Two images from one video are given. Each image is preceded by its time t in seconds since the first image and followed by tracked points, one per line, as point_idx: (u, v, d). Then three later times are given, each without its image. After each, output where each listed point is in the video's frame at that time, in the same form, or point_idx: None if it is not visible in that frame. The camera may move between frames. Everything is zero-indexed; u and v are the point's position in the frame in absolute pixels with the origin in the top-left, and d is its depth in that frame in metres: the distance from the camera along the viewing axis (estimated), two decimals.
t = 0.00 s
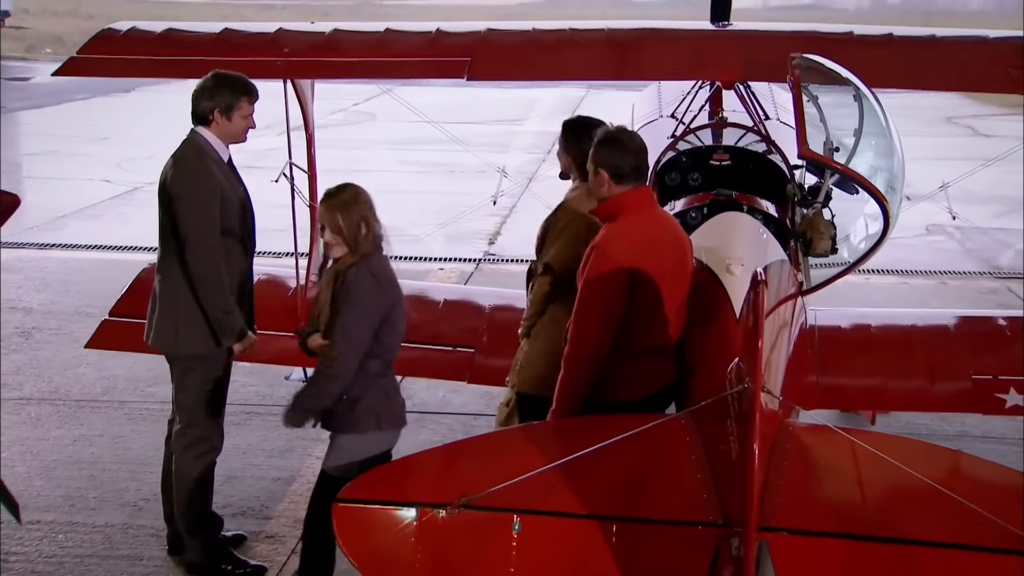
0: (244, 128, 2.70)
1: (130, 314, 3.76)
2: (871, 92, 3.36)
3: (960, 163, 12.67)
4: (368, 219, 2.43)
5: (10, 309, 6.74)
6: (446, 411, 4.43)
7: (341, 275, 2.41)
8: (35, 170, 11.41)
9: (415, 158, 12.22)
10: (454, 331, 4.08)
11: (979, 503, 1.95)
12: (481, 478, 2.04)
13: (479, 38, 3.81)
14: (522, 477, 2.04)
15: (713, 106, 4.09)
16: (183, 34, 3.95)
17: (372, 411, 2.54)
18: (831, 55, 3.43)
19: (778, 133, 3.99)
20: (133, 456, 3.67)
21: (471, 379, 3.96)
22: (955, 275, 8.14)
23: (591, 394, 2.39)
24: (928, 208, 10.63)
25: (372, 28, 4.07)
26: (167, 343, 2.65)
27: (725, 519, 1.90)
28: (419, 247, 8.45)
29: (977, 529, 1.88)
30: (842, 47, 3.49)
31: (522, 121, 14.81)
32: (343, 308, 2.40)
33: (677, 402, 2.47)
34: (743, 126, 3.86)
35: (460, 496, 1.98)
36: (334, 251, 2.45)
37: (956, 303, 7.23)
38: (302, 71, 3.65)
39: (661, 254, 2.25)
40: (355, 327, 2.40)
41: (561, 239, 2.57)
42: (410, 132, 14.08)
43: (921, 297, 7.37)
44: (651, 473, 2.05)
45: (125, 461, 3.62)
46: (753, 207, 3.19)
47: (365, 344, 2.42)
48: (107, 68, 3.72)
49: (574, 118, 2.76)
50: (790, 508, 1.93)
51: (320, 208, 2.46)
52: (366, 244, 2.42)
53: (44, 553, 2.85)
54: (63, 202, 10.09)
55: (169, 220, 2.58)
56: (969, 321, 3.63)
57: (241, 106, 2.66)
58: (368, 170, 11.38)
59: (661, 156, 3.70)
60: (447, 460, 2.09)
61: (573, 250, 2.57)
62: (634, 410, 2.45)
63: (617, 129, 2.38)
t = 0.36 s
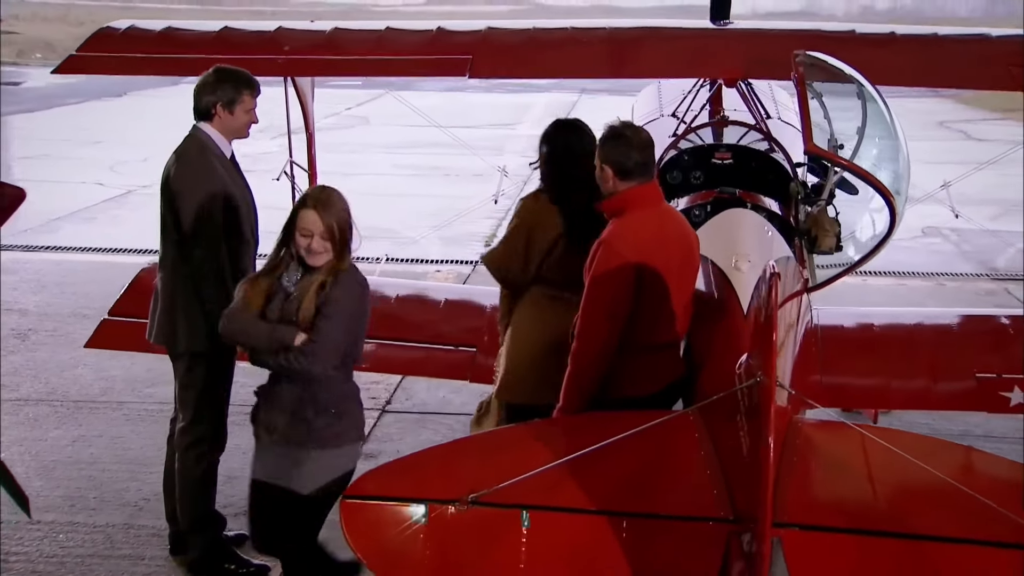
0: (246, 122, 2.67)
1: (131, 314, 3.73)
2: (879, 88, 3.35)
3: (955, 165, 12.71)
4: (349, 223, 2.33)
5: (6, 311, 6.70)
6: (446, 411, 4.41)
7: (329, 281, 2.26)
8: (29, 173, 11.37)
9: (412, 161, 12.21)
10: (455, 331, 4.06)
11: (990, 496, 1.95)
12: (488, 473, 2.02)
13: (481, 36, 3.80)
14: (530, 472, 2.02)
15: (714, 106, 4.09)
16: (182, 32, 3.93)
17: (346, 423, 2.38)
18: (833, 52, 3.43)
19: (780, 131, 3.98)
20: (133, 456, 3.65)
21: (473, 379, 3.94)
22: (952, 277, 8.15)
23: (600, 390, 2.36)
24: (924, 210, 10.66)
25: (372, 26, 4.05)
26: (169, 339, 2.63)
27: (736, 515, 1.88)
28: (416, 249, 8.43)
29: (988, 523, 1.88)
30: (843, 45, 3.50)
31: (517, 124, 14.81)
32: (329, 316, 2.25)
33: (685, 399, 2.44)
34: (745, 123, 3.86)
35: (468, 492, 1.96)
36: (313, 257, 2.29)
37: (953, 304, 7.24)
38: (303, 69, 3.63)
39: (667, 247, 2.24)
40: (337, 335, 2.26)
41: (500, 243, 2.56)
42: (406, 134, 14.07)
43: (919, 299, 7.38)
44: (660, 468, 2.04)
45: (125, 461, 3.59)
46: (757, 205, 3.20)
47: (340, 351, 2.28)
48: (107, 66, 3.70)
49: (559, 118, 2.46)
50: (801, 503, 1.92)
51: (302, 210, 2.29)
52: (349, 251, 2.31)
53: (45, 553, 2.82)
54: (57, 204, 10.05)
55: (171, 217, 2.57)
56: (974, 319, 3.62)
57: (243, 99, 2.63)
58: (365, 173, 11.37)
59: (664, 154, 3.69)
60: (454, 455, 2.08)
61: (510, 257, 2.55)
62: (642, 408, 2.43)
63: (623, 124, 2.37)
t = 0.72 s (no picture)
0: (252, 117, 2.66)
1: (135, 314, 3.72)
2: (885, 87, 3.35)
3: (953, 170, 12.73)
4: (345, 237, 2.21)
5: (5, 314, 6.68)
6: (451, 412, 4.39)
7: (349, 308, 2.15)
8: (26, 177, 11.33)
9: (411, 166, 12.21)
10: (461, 331, 4.04)
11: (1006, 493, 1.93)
12: (502, 470, 2.01)
13: (486, 36, 3.79)
14: (545, 471, 2.01)
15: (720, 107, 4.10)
16: (187, 32, 3.92)
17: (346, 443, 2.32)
18: (838, 50, 3.43)
19: (786, 130, 3.98)
20: (137, 458, 3.63)
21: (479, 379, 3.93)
22: (953, 280, 8.15)
23: (612, 387, 2.35)
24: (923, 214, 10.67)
25: (376, 26, 4.05)
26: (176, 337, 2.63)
27: (753, 512, 1.87)
28: (416, 253, 8.42)
29: (1005, 521, 1.86)
30: (847, 44, 3.50)
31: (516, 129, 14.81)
32: (355, 342, 2.16)
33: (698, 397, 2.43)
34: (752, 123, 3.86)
35: (481, 490, 1.95)
36: (316, 278, 2.15)
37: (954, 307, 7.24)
38: (308, 69, 3.63)
39: (682, 243, 2.23)
40: (365, 363, 2.18)
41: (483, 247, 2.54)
42: (405, 138, 14.06)
43: (919, 301, 7.38)
44: (675, 465, 2.02)
45: (129, 463, 3.57)
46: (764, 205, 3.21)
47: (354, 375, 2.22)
48: (112, 66, 3.69)
49: (538, 118, 2.50)
50: (817, 502, 1.90)
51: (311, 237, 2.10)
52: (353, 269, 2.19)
53: (51, 554, 2.80)
54: (55, 208, 10.02)
55: (178, 213, 2.56)
56: (979, 321, 3.62)
57: (248, 92, 2.62)
58: (364, 178, 11.36)
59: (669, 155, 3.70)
60: (467, 451, 2.06)
61: (497, 259, 2.54)
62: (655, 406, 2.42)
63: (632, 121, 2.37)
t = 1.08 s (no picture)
0: (257, 109, 2.65)
1: (140, 313, 3.70)
2: (896, 86, 3.33)
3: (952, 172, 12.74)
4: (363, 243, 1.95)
5: (6, 315, 6.65)
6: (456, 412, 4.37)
7: (373, 322, 1.90)
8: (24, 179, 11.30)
9: (410, 168, 12.21)
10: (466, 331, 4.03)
11: None
12: (517, 469, 2.00)
13: (492, 34, 3.78)
14: (559, 468, 2.00)
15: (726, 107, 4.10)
16: (191, 31, 3.91)
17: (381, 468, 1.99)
18: (845, 47, 3.42)
19: (793, 128, 3.97)
20: (142, 458, 3.61)
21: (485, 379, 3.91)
22: (954, 281, 8.16)
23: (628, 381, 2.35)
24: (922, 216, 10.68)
25: (382, 25, 4.04)
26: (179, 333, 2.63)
27: (771, 508, 1.86)
28: (417, 254, 8.41)
29: None
30: (855, 41, 3.50)
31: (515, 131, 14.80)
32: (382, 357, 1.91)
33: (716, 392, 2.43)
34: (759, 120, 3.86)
35: (496, 487, 1.94)
36: (338, 290, 1.88)
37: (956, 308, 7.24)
38: (314, 67, 3.62)
39: (697, 238, 2.22)
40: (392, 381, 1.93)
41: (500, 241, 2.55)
42: (404, 140, 14.05)
43: (921, 302, 7.38)
44: (690, 462, 2.01)
45: (135, 463, 3.55)
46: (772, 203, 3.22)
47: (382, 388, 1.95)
48: (118, 64, 3.68)
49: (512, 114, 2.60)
50: (834, 499, 1.89)
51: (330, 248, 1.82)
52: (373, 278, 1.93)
53: (59, 553, 2.79)
54: (53, 210, 10.00)
55: (183, 209, 2.55)
56: (988, 320, 3.62)
57: (251, 83, 2.61)
58: (364, 180, 11.35)
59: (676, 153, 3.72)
60: (481, 450, 2.06)
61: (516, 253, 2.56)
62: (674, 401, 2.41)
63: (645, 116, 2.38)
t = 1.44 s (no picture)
0: (251, 111, 2.63)
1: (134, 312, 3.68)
2: (891, 83, 3.51)
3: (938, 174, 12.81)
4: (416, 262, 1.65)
5: None
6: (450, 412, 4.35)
7: (432, 348, 1.61)
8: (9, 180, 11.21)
9: (399, 170, 12.19)
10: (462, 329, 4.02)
11: None
12: (523, 464, 2.00)
13: (488, 33, 3.77)
14: (565, 463, 2.00)
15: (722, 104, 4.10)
16: (184, 28, 3.88)
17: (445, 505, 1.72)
18: (842, 45, 3.43)
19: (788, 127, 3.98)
20: (136, 458, 3.58)
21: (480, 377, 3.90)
22: (942, 281, 8.20)
23: (635, 376, 2.36)
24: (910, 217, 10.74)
25: (376, 23, 4.02)
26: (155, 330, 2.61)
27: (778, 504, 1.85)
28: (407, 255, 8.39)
29: None
30: (850, 39, 3.50)
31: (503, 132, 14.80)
32: (446, 388, 1.62)
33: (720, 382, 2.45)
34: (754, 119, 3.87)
35: (503, 483, 1.94)
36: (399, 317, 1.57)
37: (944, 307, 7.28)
38: (309, 65, 3.60)
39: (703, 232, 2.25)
40: (457, 414, 1.64)
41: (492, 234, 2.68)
42: (392, 142, 14.02)
43: (910, 302, 7.41)
44: (696, 458, 2.01)
45: (129, 463, 3.53)
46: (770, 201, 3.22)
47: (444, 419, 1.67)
48: (110, 62, 3.65)
49: (472, 111, 2.74)
50: (842, 494, 1.88)
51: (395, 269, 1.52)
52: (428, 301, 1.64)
53: (54, 553, 2.76)
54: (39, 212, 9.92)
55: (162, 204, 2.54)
56: (982, 318, 3.64)
57: (244, 85, 2.58)
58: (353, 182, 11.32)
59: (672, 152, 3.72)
60: (489, 446, 2.06)
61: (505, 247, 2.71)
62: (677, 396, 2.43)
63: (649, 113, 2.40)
